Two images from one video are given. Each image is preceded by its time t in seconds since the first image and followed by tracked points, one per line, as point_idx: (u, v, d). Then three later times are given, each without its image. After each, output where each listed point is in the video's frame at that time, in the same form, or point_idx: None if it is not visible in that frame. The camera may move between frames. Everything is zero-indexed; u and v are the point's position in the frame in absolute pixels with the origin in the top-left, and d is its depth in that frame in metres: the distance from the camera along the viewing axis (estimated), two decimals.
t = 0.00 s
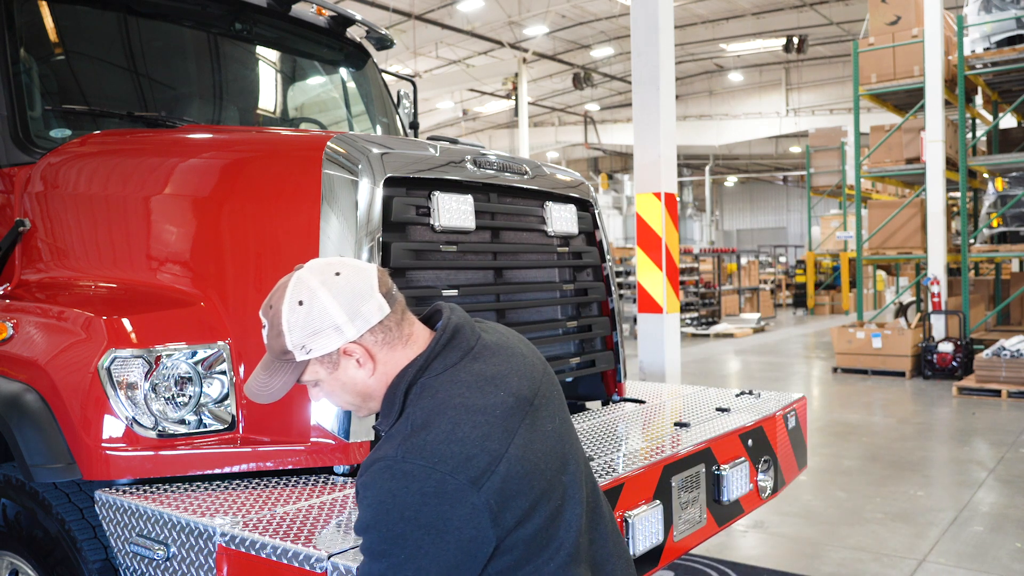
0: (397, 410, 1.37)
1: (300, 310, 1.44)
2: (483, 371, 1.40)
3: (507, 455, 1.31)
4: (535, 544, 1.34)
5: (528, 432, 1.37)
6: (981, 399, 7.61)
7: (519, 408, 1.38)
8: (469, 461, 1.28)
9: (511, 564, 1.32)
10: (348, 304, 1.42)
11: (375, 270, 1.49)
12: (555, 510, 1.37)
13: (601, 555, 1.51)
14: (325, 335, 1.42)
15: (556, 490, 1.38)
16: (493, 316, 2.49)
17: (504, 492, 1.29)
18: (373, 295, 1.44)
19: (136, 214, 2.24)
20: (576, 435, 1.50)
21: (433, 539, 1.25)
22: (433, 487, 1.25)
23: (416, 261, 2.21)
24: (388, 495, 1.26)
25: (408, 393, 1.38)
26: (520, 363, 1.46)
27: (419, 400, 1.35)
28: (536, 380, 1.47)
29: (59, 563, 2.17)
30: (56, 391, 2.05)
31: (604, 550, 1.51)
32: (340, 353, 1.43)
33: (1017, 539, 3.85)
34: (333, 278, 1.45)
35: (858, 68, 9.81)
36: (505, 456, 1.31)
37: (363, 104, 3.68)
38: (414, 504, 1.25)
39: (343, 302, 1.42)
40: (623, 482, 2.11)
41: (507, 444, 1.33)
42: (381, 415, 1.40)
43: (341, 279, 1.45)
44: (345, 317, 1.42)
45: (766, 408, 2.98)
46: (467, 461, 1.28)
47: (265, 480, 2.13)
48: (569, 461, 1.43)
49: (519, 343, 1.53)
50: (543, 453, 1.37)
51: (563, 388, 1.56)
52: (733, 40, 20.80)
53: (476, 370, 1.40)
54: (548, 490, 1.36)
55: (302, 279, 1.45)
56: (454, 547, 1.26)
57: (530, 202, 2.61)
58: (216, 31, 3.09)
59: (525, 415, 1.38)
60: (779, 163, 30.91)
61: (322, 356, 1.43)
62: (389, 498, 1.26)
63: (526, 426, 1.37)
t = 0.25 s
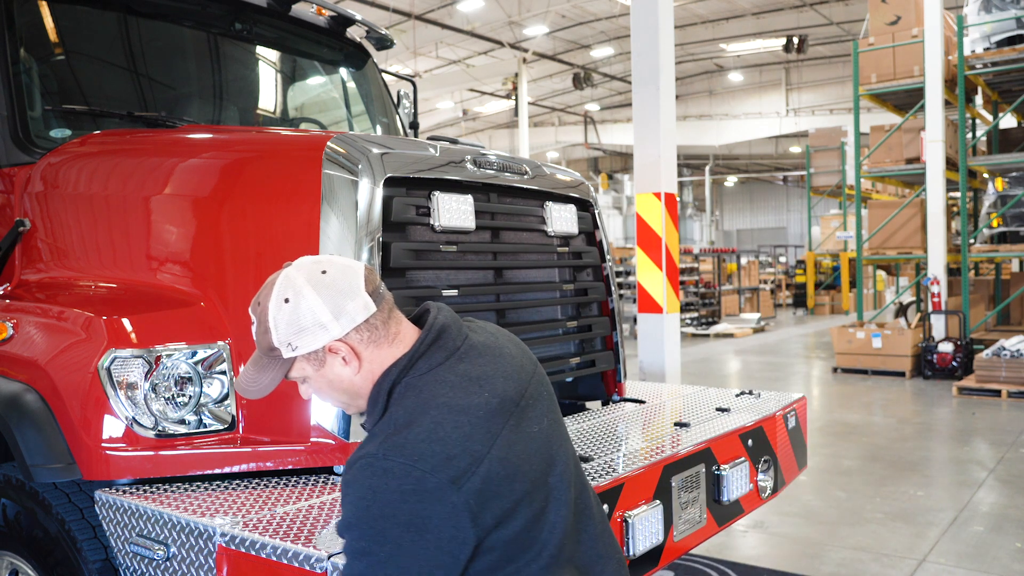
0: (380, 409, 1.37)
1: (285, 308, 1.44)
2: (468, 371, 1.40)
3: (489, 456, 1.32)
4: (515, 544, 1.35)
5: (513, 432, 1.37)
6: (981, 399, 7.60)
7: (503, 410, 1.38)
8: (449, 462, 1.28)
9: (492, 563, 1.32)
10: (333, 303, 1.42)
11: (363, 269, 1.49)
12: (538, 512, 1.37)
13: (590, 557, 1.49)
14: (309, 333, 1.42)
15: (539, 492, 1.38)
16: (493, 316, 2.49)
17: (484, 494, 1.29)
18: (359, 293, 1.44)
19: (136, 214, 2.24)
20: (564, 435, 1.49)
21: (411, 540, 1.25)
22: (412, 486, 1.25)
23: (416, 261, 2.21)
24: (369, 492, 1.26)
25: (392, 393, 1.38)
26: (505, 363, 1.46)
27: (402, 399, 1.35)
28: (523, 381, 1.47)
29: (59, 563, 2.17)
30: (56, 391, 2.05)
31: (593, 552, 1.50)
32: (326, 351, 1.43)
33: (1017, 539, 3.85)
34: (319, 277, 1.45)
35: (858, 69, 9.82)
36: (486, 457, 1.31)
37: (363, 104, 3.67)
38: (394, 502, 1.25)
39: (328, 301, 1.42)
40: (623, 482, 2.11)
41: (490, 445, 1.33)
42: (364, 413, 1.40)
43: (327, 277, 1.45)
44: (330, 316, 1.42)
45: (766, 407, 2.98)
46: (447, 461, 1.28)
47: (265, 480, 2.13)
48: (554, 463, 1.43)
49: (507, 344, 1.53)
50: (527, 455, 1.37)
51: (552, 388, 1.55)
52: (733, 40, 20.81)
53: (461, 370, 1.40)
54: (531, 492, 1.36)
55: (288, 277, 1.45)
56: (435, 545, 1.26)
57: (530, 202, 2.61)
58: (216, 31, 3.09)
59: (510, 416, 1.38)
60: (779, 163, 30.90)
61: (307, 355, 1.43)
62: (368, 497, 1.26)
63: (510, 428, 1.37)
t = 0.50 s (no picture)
0: (361, 404, 1.37)
1: (272, 305, 1.46)
2: (451, 368, 1.40)
3: (467, 453, 1.32)
4: (494, 541, 1.36)
5: (493, 430, 1.37)
6: (981, 399, 7.60)
7: (485, 408, 1.38)
8: (426, 458, 1.29)
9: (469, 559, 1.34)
10: (318, 301, 1.44)
11: (351, 268, 1.50)
12: (519, 510, 1.38)
13: (574, 555, 1.49)
14: (294, 330, 1.44)
15: (520, 490, 1.38)
16: (493, 316, 2.49)
17: (462, 491, 1.30)
18: (345, 292, 1.45)
19: (136, 214, 2.24)
20: (550, 432, 1.49)
21: (388, 533, 1.27)
22: (389, 482, 1.27)
23: (416, 261, 2.21)
24: (347, 486, 1.28)
25: (374, 388, 1.38)
26: (490, 361, 1.46)
27: (383, 396, 1.36)
28: (508, 378, 1.47)
29: (59, 563, 2.17)
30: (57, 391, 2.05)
31: (578, 551, 1.50)
32: (311, 348, 1.45)
33: (1018, 539, 3.85)
34: (306, 275, 1.47)
35: (858, 68, 9.82)
36: (464, 455, 1.32)
37: (363, 104, 3.67)
38: (372, 498, 1.27)
39: (313, 299, 1.44)
40: (623, 482, 2.11)
41: (469, 442, 1.33)
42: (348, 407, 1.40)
43: (315, 276, 1.47)
44: (315, 314, 1.43)
45: (766, 407, 2.98)
46: (425, 457, 1.29)
47: (265, 480, 2.13)
48: (537, 461, 1.43)
49: (494, 341, 1.53)
50: (508, 453, 1.37)
51: (539, 387, 1.55)
52: (733, 41, 20.80)
53: (444, 368, 1.40)
54: (511, 490, 1.36)
55: (276, 274, 1.47)
56: (411, 540, 1.28)
57: (530, 202, 2.61)
58: (216, 31, 3.09)
59: (492, 414, 1.39)
60: (779, 163, 30.90)
61: (293, 352, 1.45)
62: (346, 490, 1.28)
63: (491, 426, 1.37)
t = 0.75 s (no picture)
0: (341, 410, 1.39)
1: (254, 312, 1.50)
2: (429, 373, 1.40)
3: (443, 458, 1.33)
4: (476, 543, 1.36)
5: (472, 434, 1.37)
6: (981, 399, 7.60)
7: (464, 411, 1.38)
8: (400, 464, 1.30)
9: (451, 562, 1.34)
10: (298, 308, 1.47)
11: (333, 275, 1.53)
12: (501, 512, 1.38)
13: (567, 554, 1.48)
14: (275, 337, 1.47)
15: (502, 493, 1.38)
16: (493, 317, 2.49)
17: (438, 495, 1.31)
18: (325, 299, 1.48)
19: (136, 214, 2.24)
20: (536, 434, 1.49)
21: (364, 538, 1.29)
22: (363, 488, 1.28)
23: (416, 261, 2.21)
24: (324, 493, 1.30)
25: (353, 394, 1.39)
26: (471, 364, 1.46)
27: (361, 401, 1.37)
28: (491, 381, 1.46)
29: (59, 563, 2.17)
30: (57, 391, 2.05)
31: (570, 551, 1.49)
32: (292, 354, 1.48)
33: (1018, 539, 3.85)
34: (287, 282, 1.50)
35: (858, 68, 9.82)
36: (441, 459, 1.33)
37: (363, 104, 3.67)
38: (347, 504, 1.29)
39: (293, 306, 1.47)
40: (624, 482, 2.11)
41: (445, 447, 1.34)
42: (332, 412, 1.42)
43: (294, 282, 1.50)
44: (295, 321, 1.47)
45: (766, 408, 2.98)
46: (400, 463, 1.30)
47: (266, 480, 2.12)
48: (521, 463, 1.42)
49: (479, 344, 1.52)
50: (487, 455, 1.37)
51: (527, 387, 1.54)
52: (733, 41, 20.80)
53: (423, 371, 1.40)
54: (492, 493, 1.37)
55: (258, 282, 1.51)
56: (386, 544, 1.29)
57: (530, 203, 2.61)
58: (216, 31, 3.09)
59: (471, 417, 1.39)
60: (779, 163, 30.91)
61: (274, 358, 1.49)
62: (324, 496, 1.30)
63: (470, 429, 1.37)
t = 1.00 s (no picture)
0: (322, 418, 1.43)
1: (241, 322, 1.53)
2: (406, 382, 1.42)
3: (413, 468, 1.34)
4: (452, 549, 1.38)
5: (446, 442, 1.38)
6: (981, 399, 7.60)
7: (440, 419, 1.40)
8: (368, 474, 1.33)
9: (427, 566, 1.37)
10: (284, 318, 1.51)
11: (318, 284, 1.56)
12: (478, 519, 1.39)
13: (559, 555, 1.48)
14: (261, 346, 1.51)
15: (478, 499, 1.39)
16: (493, 316, 2.49)
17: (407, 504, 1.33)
18: (310, 309, 1.51)
19: (136, 213, 2.24)
20: (520, 438, 1.48)
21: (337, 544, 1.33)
22: (330, 497, 1.33)
23: (415, 261, 2.21)
24: (298, 501, 1.35)
25: (332, 402, 1.42)
26: (450, 371, 1.46)
27: (339, 410, 1.40)
28: (471, 387, 1.47)
29: (59, 563, 2.17)
30: (57, 391, 2.05)
31: (562, 552, 1.49)
32: (279, 362, 1.52)
33: (1018, 539, 3.85)
34: (273, 292, 1.54)
35: (858, 68, 9.82)
36: (412, 468, 1.35)
37: (363, 104, 3.67)
38: (317, 511, 1.33)
39: (279, 316, 1.51)
40: (623, 482, 2.11)
41: (416, 457, 1.35)
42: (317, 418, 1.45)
43: (280, 292, 1.53)
44: (281, 330, 1.50)
45: (766, 408, 2.98)
46: (369, 473, 1.33)
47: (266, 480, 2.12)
48: (500, 469, 1.43)
49: (463, 349, 1.53)
50: (464, 463, 1.39)
51: (515, 391, 1.54)
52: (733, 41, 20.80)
53: (399, 380, 1.42)
54: (467, 500, 1.38)
55: (245, 292, 1.54)
56: (358, 549, 1.34)
57: (530, 202, 2.61)
58: (216, 31, 3.09)
59: (447, 425, 1.40)
60: (779, 163, 30.91)
61: (261, 366, 1.53)
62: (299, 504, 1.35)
63: (445, 437, 1.39)
